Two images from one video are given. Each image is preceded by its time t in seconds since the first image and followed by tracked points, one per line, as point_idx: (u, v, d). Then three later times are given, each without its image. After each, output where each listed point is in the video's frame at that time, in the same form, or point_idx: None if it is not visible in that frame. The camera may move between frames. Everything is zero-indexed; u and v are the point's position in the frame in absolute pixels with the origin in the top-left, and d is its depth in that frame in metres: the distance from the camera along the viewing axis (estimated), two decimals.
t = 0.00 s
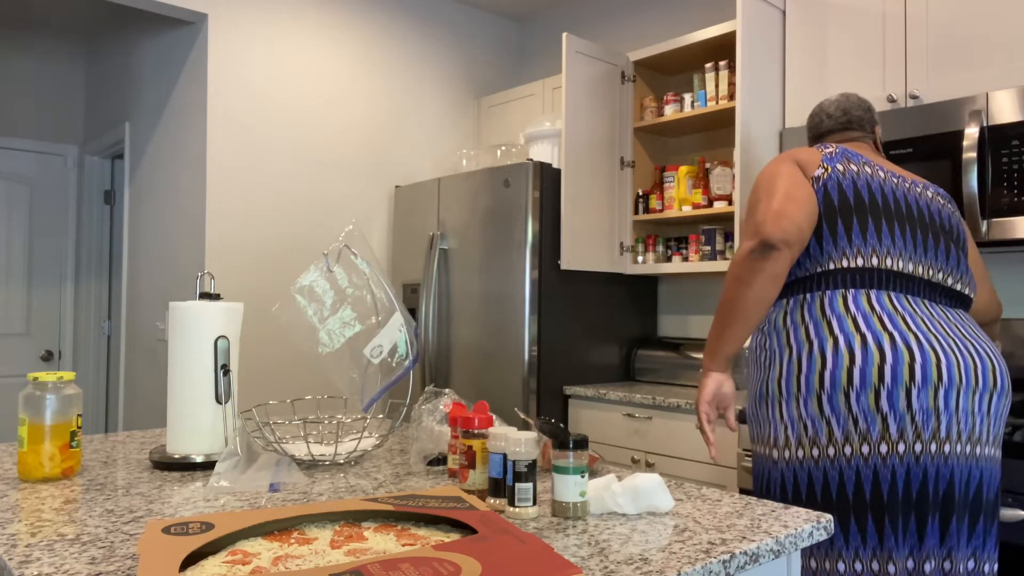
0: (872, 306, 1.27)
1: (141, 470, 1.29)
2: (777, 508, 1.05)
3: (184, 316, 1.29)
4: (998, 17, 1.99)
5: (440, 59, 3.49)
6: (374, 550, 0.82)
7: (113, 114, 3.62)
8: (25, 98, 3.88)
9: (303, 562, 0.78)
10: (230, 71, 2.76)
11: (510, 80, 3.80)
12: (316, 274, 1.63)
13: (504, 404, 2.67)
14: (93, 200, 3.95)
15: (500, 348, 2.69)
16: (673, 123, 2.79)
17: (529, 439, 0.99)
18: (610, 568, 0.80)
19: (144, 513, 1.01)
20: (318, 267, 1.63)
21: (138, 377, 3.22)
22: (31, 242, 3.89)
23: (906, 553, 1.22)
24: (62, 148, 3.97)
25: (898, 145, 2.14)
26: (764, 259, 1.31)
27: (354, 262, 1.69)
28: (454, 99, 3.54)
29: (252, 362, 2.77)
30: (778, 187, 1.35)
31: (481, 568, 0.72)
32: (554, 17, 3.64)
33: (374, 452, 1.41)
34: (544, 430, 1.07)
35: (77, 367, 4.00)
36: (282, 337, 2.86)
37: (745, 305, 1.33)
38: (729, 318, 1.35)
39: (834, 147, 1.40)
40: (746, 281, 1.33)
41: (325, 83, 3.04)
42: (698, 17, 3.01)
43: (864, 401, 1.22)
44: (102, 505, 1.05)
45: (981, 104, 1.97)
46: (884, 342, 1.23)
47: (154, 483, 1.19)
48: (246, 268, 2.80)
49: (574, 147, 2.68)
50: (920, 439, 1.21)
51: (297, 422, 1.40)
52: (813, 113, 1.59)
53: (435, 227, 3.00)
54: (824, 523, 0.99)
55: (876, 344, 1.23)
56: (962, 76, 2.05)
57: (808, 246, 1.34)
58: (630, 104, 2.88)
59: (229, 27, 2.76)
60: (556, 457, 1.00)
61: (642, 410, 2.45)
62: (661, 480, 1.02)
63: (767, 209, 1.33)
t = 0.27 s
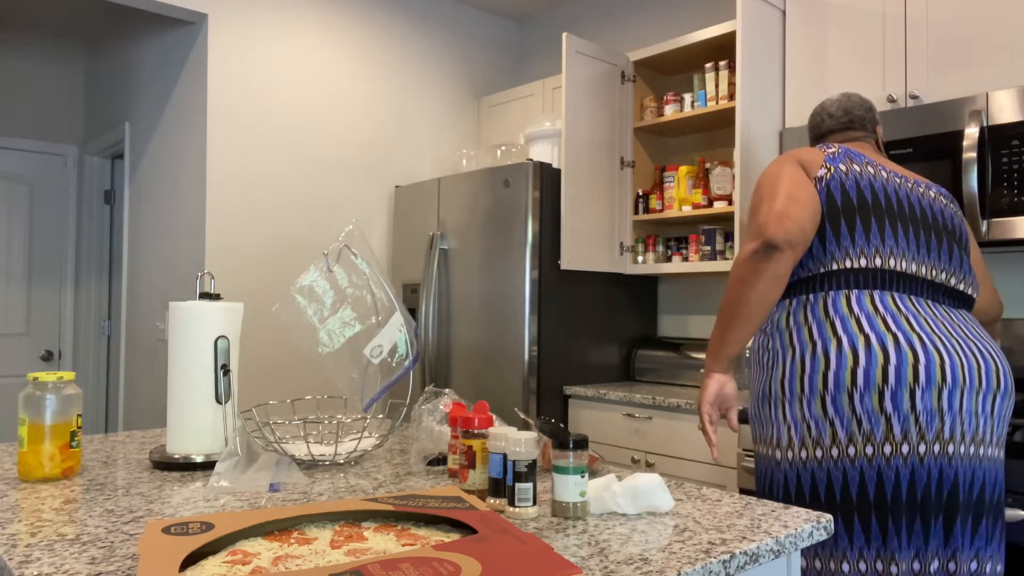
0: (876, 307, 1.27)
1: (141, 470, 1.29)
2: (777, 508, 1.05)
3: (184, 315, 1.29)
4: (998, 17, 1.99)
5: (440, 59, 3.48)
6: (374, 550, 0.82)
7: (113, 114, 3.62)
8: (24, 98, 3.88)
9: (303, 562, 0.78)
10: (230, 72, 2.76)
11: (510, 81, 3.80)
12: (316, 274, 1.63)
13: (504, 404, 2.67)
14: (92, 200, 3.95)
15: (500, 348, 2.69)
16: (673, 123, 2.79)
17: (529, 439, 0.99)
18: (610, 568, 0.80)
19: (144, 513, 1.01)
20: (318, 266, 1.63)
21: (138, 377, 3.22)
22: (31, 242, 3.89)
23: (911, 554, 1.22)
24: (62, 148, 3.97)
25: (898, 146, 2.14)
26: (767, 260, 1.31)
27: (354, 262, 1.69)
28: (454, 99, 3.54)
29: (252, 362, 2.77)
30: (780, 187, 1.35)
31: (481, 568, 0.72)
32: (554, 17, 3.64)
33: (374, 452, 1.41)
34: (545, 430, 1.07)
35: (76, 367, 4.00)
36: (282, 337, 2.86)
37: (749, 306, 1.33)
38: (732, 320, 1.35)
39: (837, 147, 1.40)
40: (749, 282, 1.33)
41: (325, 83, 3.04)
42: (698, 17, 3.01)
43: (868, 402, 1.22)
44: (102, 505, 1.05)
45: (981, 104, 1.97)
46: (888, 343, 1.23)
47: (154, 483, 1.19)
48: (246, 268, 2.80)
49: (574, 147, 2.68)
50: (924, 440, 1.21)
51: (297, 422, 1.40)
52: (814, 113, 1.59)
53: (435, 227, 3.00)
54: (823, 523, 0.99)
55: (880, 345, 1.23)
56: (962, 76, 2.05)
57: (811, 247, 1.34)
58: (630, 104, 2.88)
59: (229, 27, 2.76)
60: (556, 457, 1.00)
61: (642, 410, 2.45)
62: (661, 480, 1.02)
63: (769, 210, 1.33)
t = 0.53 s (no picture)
0: (878, 307, 1.27)
1: (141, 470, 1.29)
2: (777, 508, 1.05)
3: (185, 315, 1.29)
4: (998, 17, 1.99)
5: (440, 59, 3.48)
6: (374, 550, 0.82)
7: (113, 114, 3.62)
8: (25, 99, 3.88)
9: (302, 563, 0.78)
10: (230, 72, 2.76)
11: (510, 81, 3.80)
12: (316, 274, 1.63)
13: (504, 404, 2.67)
14: (93, 200, 3.95)
15: (500, 348, 2.69)
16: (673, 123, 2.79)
17: (529, 439, 0.99)
18: (610, 568, 0.80)
19: (144, 514, 1.01)
20: (318, 267, 1.63)
21: (138, 377, 3.22)
22: (31, 242, 3.89)
23: (914, 555, 1.22)
24: (62, 148, 3.97)
25: (898, 146, 2.14)
26: (769, 261, 1.31)
27: (354, 262, 1.69)
28: (454, 99, 3.54)
29: (252, 362, 2.77)
30: (782, 187, 1.35)
31: (482, 568, 0.72)
32: (554, 18, 3.64)
33: (374, 452, 1.41)
34: (545, 430, 1.07)
35: (76, 367, 4.00)
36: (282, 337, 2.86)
37: (750, 307, 1.33)
38: (734, 320, 1.35)
39: (839, 147, 1.40)
40: (751, 283, 1.33)
41: (325, 83, 3.04)
42: (698, 17, 3.01)
43: (871, 402, 1.22)
44: (102, 505, 1.05)
45: (980, 104, 1.97)
46: (891, 343, 1.23)
47: (154, 483, 1.19)
48: (245, 268, 2.80)
49: (575, 147, 2.68)
50: (927, 440, 1.21)
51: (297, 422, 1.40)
52: (816, 113, 1.59)
53: (435, 227, 3.00)
54: (824, 523, 0.99)
55: (883, 346, 1.23)
56: (962, 76, 2.05)
57: (813, 247, 1.34)
58: (630, 104, 2.88)
59: (229, 27, 2.76)
60: (556, 457, 1.00)
61: (642, 410, 2.45)
62: (661, 480, 1.02)
63: (771, 210, 1.33)
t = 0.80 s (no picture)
0: (880, 307, 1.27)
1: (141, 470, 1.29)
2: (777, 508, 1.05)
3: (185, 315, 1.29)
4: (998, 17, 1.99)
5: (440, 58, 3.48)
6: (374, 550, 0.82)
7: (113, 114, 3.62)
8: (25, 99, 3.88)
9: (302, 563, 0.78)
10: (230, 72, 2.76)
11: (510, 81, 3.80)
12: (316, 274, 1.63)
13: (504, 404, 2.67)
14: (92, 200, 3.95)
15: (500, 348, 2.69)
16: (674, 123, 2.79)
17: (529, 438, 0.99)
18: (610, 568, 0.80)
19: (144, 514, 1.01)
20: (318, 267, 1.63)
21: (138, 377, 3.22)
22: (31, 241, 3.89)
23: (915, 556, 1.22)
24: (62, 148, 3.97)
25: (898, 146, 2.14)
26: (770, 261, 1.31)
27: (354, 261, 1.69)
28: (454, 98, 3.54)
29: (252, 362, 2.77)
30: (782, 188, 1.35)
31: (482, 568, 0.72)
32: (554, 18, 3.64)
33: (374, 452, 1.41)
34: (545, 430, 1.08)
35: (77, 367, 4.01)
36: (282, 337, 2.86)
37: (751, 307, 1.33)
38: (735, 321, 1.35)
39: (840, 147, 1.40)
40: (751, 283, 1.33)
41: (325, 83, 3.04)
42: (698, 17, 3.00)
43: (872, 402, 1.22)
44: (102, 505, 1.05)
45: (981, 104, 1.97)
46: (892, 343, 1.23)
47: (154, 483, 1.19)
48: (245, 268, 2.80)
49: (575, 147, 2.68)
50: (929, 441, 1.21)
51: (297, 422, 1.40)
52: (818, 112, 1.59)
53: (435, 227, 3.00)
54: (824, 523, 0.99)
55: (885, 346, 1.23)
56: (962, 76, 2.05)
57: (815, 247, 1.34)
58: (630, 104, 2.88)
59: (229, 28, 2.76)
60: (556, 457, 1.00)
61: (642, 410, 2.45)
62: (661, 479, 1.02)
63: (772, 210, 1.33)
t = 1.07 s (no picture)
0: (881, 307, 1.27)
1: (141, 470, 1.29)
2: (777, 508, 1.05)
3: (185, 315, 1.29)
4: (998, 17, 1.99)
5: (440, 58, 3.48)
6: (374, 550, 0.82)
7: (113, 114, 3.62)
8: (25, 99, 3.88)
9: (301, 563, 0.78)
10: (230, 71, 2.76)
11: (511, 81, 3.80)
12: (316, 274, 1.63)
13: (504, 404, 2.67)
14: (93, 200, 3.95)
15: (500, 348, 2.69)
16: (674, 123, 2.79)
17: (529, 438, 0.99)
18: (610, 567, 0.80)
19: (144, 514, 1.01)
20: (318, 267, 1.63)
21: (138, 378, 3.22)
22: (31, 241, 3.89)
23: (916, 557, 1.22)
24: (62, 148, 3.97)
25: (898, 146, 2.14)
26: (772, 261, 1.31)
27: (354, 261, 1.69)
28: (454, 98, 3.54)
29: (252, 362, 2.77)
30: (784, 187, 1.35)
31: (482, 568, 0.71)
32: (554, 18, 3.64)
33: (374, 452, 1.41)
34: (545, 430, 1.08)
35: (77, 367, 4.01)
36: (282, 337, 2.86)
37: (753, 307, 1.33)
38: (737, 320, 1.35)
39: (843, 147, 1.40)
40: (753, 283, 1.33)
41: (325, 83, 3.04)
42: (698, 17, 3.00)
43: (874, 402, 1.22)
44: (102, 505, 1.05)
45: (981, 104, 1.97)
46: (894, 344, 1.23)
47: (154, 483, 1.19)
48: (245, 268, 2.80)
49: (574, 147, 2.68)
50: (930, 442, 1.21)
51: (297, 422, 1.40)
52: (820, 111, 1.59)
53: (435, 227, 3.00)
54: (823, 523, 0.99)
55: (886, 346, 1.23)
56: (962, 76, 2.05)
57: (817, 247, 1.34)
58: (630, 104, 2.88)
59: (229, 28, 2.76)
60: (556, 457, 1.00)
61: (642, 410, 2.45)
62: (660, 479, 1.02)
63: (774, 210, 1.33)
